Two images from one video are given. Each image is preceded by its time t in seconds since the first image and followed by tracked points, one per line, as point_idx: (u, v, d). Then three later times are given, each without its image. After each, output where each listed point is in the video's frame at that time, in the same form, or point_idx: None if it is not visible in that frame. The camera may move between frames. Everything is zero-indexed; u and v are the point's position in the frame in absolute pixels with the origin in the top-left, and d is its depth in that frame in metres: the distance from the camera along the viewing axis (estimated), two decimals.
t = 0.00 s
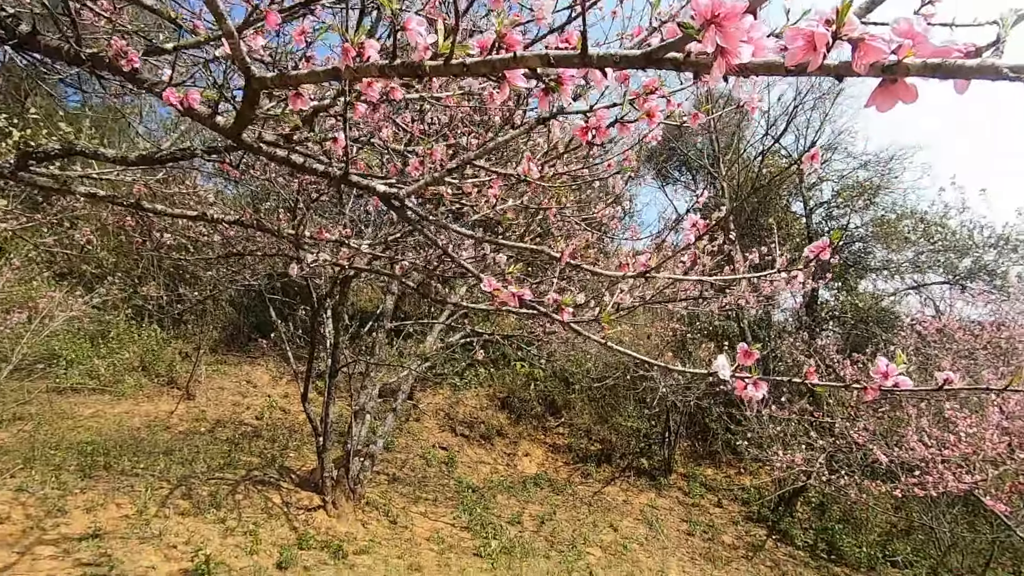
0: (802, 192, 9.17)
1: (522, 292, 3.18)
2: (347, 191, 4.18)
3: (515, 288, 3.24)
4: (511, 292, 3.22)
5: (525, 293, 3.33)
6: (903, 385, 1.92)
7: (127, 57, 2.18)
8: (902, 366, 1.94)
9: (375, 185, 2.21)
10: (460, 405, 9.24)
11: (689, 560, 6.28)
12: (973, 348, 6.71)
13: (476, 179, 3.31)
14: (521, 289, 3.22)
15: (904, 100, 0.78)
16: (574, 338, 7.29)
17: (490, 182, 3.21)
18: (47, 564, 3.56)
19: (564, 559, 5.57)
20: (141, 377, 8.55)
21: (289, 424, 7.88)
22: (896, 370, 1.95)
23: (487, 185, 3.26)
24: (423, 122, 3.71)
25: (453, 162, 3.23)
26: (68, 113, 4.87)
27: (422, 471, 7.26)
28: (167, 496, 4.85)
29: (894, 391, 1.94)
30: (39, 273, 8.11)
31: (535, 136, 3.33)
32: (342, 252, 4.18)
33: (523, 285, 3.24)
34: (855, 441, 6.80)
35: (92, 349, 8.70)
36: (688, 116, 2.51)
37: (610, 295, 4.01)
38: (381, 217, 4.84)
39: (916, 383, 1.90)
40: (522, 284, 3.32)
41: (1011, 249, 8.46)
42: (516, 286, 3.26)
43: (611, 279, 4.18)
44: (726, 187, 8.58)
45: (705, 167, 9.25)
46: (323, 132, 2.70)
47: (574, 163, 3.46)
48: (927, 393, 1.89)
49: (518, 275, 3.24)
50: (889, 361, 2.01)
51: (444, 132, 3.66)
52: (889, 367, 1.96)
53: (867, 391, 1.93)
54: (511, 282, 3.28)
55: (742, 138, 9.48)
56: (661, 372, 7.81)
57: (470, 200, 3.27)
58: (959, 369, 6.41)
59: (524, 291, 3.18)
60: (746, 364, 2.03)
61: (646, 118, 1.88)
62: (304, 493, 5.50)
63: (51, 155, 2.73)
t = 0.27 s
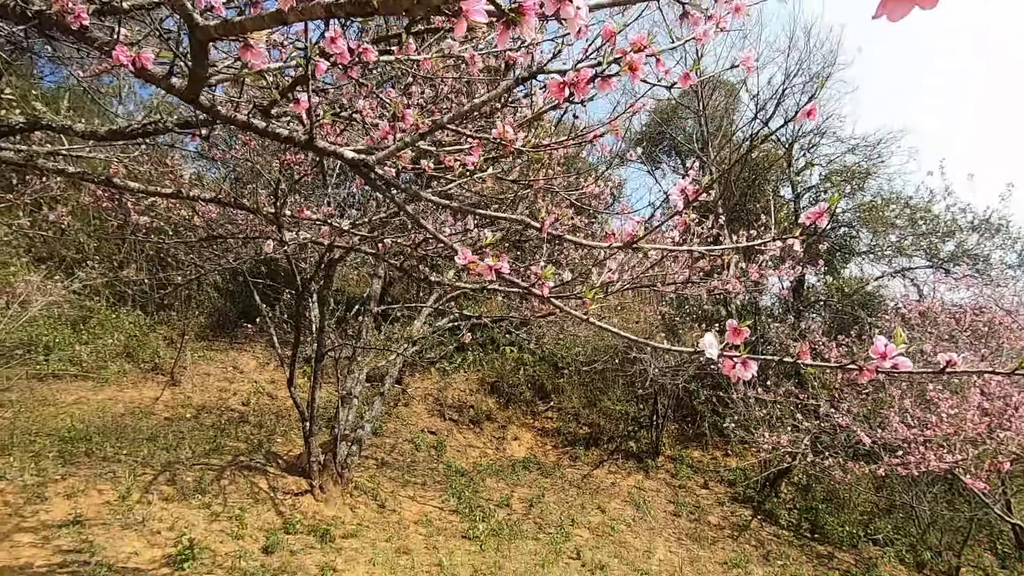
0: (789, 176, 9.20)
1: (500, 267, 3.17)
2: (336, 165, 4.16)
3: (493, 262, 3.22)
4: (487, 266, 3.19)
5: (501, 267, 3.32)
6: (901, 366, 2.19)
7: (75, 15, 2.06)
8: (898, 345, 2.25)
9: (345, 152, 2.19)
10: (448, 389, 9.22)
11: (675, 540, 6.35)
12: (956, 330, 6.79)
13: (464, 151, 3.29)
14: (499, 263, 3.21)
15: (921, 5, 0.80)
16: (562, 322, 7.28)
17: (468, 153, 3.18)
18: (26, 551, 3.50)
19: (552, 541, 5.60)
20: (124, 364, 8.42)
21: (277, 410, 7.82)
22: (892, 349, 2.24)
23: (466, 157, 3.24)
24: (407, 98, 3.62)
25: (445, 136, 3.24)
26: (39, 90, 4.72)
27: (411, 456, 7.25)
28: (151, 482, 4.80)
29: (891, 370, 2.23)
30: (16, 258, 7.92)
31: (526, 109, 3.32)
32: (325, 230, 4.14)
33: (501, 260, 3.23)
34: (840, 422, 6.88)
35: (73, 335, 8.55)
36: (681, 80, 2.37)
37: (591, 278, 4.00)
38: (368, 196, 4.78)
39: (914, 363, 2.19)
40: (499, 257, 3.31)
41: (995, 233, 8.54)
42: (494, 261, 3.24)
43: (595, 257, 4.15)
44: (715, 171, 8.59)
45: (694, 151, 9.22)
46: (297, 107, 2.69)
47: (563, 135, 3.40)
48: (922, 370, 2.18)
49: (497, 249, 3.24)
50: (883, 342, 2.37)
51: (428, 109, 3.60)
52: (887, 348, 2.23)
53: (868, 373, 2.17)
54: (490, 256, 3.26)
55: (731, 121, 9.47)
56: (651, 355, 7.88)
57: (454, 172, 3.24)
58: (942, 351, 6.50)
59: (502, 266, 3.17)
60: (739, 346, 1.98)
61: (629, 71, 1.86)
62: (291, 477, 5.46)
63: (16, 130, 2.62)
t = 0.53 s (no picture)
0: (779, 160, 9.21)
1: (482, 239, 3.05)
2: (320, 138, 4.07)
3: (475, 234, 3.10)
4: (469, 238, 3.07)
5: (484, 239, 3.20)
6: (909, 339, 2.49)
7: None
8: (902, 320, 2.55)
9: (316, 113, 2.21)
10: (438, 373, 9.18)
11: (663, 521, 6.41)
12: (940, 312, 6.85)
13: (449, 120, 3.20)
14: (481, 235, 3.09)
15: None
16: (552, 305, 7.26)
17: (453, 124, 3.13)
18: (4, 538, 3.43)
19: (541, 523, 5.62)
20: (107, 349, 8.28)
21: (264, 394, 7.74)
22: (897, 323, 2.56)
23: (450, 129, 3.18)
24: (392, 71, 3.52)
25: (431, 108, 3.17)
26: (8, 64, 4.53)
27: (400, 439, 7.23)
28: (134, 467, 4.73)
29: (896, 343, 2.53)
30: None
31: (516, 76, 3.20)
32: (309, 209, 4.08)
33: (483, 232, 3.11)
34: (826, 404, 6.95)
35: (53, 320, 8.37)
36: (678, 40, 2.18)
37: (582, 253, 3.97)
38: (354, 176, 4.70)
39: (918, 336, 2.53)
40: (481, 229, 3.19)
41: (980, 217, 8.60)
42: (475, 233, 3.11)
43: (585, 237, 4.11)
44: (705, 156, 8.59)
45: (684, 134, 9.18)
46: (274, 78, 2.65)
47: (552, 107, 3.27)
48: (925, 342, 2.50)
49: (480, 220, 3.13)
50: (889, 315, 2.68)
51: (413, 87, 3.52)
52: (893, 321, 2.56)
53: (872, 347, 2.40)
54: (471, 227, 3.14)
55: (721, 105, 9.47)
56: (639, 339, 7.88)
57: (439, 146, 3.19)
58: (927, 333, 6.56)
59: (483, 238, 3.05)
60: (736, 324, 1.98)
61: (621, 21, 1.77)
62: (278, 462, 5.42)
63: None
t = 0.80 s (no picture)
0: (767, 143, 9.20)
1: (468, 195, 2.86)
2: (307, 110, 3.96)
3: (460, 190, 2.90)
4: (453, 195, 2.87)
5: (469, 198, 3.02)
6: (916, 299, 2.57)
7: None
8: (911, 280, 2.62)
9: (286, 63, 2.19)
10: (425, 357, 9.13)
11: (650, 502, 6.46)
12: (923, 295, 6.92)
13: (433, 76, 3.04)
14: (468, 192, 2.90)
15: None
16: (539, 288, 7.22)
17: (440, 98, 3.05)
18: None
19: (528, 505, 5.63)
20: (85, 332, 8.09)
21: (248, 378, 7.63)
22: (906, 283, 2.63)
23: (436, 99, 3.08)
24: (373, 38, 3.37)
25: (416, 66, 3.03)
26: None
27: (387, 423, 7.18)
28: (114, 452, 4.63)
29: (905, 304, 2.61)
30: None
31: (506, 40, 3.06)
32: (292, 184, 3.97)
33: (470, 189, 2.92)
34: (811, 386, 7.02)
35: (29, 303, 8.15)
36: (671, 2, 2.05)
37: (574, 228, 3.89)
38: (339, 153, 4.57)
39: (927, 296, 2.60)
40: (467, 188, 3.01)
41: (964, 201, 8.67)
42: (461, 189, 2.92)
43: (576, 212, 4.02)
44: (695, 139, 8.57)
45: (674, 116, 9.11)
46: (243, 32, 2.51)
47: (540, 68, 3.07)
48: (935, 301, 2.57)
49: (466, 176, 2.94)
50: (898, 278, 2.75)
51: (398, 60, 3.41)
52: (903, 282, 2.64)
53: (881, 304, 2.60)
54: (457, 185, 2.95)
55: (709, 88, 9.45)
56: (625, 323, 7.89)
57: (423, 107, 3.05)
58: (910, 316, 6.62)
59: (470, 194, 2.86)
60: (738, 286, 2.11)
61: None
62: (263, 446, 5.34)
63: None
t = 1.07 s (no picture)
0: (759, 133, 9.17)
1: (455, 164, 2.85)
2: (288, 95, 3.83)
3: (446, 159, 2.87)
4: (440, 165, 2.85)
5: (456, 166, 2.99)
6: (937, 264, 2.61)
7: None
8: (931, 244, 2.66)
9: (258, 23, 2.08)
10: (416, 346, 9.08)
11: (641, 491, 6.48)
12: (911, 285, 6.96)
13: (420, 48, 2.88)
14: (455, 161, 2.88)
15: None
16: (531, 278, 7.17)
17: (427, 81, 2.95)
18: None
19: (519, 494, 5.63)
20: (70, 322, 7.96)
21: (237, 368, 7.55)
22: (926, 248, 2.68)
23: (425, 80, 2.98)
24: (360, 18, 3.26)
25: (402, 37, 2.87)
26: None
27: (377, 413, 7.14)
28: (98, 444, 4.55)
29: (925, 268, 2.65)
30: None
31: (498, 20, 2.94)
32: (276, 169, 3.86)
33: (456, 158, 2.89)
34: (800, 374, 7.05)
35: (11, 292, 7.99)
36: None
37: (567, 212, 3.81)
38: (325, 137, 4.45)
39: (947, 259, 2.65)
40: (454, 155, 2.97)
41: (953, 191, 8.70)
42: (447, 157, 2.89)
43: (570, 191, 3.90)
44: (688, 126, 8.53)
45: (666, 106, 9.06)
46: None
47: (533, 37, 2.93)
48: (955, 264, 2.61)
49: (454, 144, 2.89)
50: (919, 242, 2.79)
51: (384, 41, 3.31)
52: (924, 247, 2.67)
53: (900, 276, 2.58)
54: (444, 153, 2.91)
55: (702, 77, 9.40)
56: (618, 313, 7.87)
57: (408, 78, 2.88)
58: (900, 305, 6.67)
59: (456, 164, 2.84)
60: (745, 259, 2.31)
61: None
62: (251, 437, 5.28)
63: None
